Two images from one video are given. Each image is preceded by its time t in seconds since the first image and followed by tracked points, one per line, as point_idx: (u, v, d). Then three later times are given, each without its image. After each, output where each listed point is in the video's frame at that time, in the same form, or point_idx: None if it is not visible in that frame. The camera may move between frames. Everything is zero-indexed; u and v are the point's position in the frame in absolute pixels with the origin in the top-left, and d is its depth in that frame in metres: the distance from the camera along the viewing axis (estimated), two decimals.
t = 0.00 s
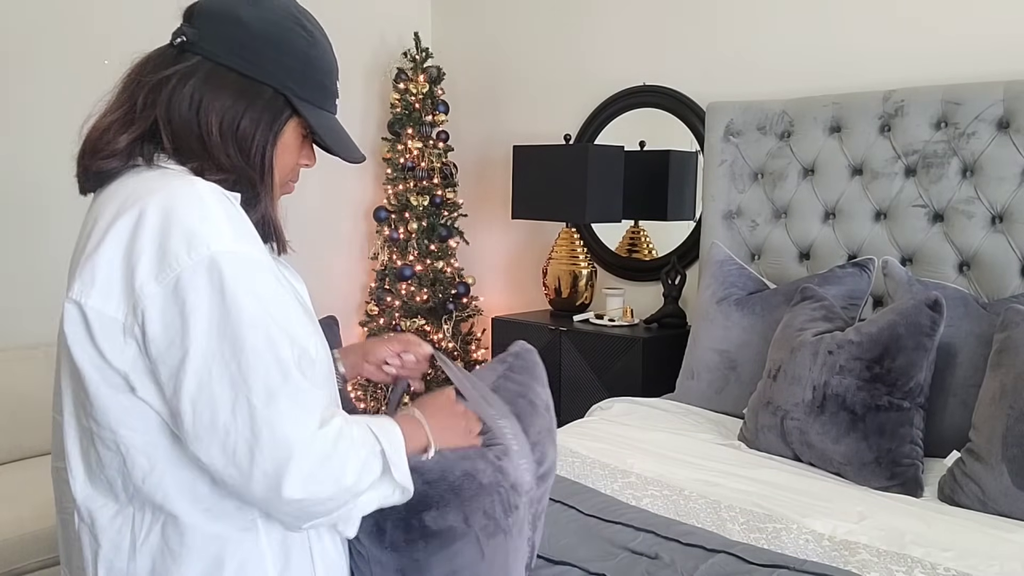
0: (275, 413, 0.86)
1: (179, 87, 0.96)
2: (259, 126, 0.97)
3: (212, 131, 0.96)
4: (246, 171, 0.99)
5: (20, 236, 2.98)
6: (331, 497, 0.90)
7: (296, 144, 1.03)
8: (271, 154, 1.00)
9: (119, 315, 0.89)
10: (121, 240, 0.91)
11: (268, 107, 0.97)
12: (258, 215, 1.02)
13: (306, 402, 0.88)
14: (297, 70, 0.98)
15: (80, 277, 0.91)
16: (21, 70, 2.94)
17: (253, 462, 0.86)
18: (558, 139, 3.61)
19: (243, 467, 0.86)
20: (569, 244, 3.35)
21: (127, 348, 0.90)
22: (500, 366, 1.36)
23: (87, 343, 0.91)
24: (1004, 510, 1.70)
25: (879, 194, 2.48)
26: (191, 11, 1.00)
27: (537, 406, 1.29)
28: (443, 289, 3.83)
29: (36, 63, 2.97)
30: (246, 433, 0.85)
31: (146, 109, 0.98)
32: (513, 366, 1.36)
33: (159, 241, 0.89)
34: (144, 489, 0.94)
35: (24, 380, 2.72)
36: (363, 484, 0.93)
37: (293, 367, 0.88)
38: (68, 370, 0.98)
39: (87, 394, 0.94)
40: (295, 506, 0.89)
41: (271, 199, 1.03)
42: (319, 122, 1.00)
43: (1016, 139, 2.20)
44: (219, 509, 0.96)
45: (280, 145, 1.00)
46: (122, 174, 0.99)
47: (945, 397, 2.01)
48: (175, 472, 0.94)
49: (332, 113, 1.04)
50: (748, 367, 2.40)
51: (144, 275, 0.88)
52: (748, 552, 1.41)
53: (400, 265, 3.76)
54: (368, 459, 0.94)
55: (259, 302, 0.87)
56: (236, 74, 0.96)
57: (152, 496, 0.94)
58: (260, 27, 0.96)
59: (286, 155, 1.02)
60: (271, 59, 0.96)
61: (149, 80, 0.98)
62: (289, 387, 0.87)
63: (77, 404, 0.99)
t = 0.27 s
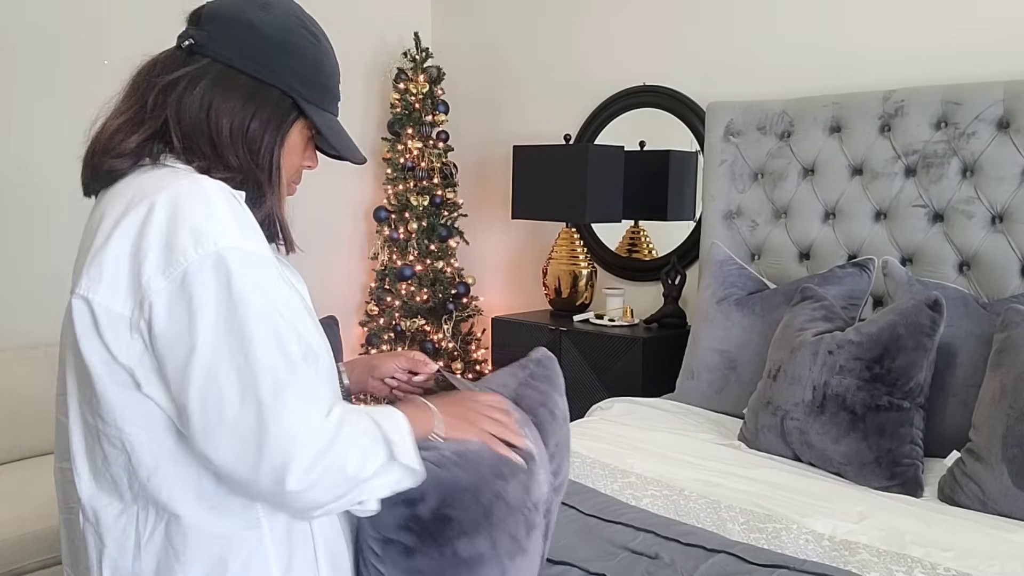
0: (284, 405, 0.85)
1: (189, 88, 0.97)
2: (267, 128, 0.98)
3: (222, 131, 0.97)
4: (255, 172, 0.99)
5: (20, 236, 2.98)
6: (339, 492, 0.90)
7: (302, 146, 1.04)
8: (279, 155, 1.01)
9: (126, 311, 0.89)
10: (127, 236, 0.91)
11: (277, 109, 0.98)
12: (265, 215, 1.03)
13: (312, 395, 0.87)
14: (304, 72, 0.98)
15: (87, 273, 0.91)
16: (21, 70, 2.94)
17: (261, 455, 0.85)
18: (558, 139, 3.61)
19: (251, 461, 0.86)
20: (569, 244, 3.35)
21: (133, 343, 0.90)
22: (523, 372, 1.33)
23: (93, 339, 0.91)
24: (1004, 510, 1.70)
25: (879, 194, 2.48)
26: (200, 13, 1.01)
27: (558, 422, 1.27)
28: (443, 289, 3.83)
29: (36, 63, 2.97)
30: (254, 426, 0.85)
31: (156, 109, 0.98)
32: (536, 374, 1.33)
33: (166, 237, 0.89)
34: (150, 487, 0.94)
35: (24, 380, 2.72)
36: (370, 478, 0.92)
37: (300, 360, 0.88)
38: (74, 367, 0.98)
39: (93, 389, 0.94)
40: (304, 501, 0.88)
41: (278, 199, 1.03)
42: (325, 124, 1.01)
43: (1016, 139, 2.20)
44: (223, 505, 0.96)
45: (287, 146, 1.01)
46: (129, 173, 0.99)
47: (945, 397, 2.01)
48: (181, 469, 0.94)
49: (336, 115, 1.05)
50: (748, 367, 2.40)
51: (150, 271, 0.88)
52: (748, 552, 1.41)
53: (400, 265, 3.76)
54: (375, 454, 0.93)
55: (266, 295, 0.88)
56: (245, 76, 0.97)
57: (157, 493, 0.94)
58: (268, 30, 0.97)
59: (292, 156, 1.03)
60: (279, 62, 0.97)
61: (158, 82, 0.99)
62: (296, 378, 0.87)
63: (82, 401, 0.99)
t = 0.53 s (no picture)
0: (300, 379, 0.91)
1: (180, 88, 0.97)
2: (258, 127, 0.99)
3: (215, 129, 0.98)
4: (247, 169, 1.00)
5: (19, 235, 2.98)
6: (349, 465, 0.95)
7: (295, 143, 1.04)
8: (272, 153, 1.01)
9: (132, 298, 0.91)
10: (132, 227, 0.93)
11: (268, 108, 0.99)
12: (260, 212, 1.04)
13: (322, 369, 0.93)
14: (296, 70, 0.99)
15: (92, 262, 0.93)
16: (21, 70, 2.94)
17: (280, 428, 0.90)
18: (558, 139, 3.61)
19: (270, 435, 0.90)
20: (569, 244, 3.35)
21: (138, 331, 0.91)
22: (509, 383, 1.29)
23: (96, 326, 0.92)
24: (1004, 510, 1.70)
25: (879, 194, 2.48)
26: (190, 13, 1.01)
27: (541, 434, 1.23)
28: (443, 289, 3.83)
29: (36, 63, 2.97)
30: (272, 399, 0.90)
31: (148, 109, 0.99)
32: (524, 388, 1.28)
33: (174, 226, 0.91)
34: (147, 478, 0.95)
35: (24, 380, 2.71)
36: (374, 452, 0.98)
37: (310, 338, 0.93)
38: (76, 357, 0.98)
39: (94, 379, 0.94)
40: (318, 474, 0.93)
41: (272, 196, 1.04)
42: (317, 120, 1.02)
43: (1016, 139, 2.20)
44: (223, 495, 0.97)
45: (279, 144, 1.02)
46: (122, 172, 0.99)
47: (945, 397, 2.01)
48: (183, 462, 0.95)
49: (328, 112, 1.05)
50: (748, 367, 2.40)
51: (159, 258, 0.91)
52: (748, 552, 1.41)
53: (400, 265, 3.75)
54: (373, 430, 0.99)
55: (275, 276, 0.92)
56: (236, 75, 0.98)
57: (157, 485, 0.95)
58: (260, 29, 0.97)
59: (285, 154, 1.04)
60: (270, 60, 0.98)
61: (150, 82, 0.99)
62: (309, 354, 0.92)
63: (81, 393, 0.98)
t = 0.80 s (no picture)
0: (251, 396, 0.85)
1: (181, 85, 0.97)
2: (258, 124, 0.98)
3: (214, 127, 0.97)
4: (246, 166, 1.00)
5: (20, 236, 2.98)
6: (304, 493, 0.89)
7: (297, 141, 1.04)
8: (273, 151, 1.01)
9: (105, 300, 0.89)
10: (111, 227, 0.91)
11: (269, 105, 0.98)
12: (261, 209, 1.03)
13: (280, 388, 0.87)
14: (298, 68, 0.99)
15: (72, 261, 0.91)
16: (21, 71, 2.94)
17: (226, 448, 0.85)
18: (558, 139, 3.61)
19: (216, 454, 0.85)
20: (569, 244, 3.35)
21: (111, 335, 0.89)
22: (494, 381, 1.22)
23: (69, 325, 0.91)
24: (1004, 510, 1.70)
25: (879, 194, 2.48)
26: (191, 12, 1.01)
27: (516, 424, 1.16)
28: (443, 289, 3.83)
29: (36, 63, 2.97)
30: (220, 416, 0.85)
31: (149, 106, 0.99)
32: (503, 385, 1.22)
33: (147, 229, 0.89)
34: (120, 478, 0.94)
35: (25, 380, 2.71)
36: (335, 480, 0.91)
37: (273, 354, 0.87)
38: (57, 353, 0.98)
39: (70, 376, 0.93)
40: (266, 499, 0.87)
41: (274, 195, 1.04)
42: (319, 117, 1.01)
43: (1016, 139, 2.20)
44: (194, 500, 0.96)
45: (281, 141, 1.02)
46: (120, 169, 0.99)
47: (945, 397, 2.01)
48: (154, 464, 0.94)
49: (331, 109, 1.05)
50: (748, 367, 2.41)
51: (129, 260, 0.88)
52: (748, 552, 1.41)
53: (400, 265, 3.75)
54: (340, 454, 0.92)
55: (241, 289, 0.88)
56: (237, 72, 0.97)
57: (129, 486, 0.94)
58: (261, 26, 0.97)
59: (287, 152, 1.04)
60: (271, 58, 0.97)
61: (152, 81, 0.99)
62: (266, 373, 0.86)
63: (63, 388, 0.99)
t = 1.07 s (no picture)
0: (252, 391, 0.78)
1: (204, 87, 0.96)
2: (280, 125, 0.97)
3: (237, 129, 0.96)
4: (265, 166, 0.98)
5: (19, 236, 2.98)
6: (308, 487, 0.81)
7: (316, 143, 1.03)
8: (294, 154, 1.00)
9: (116, 292, 0.86)
10: (126, 223, 0.87)
11: (290, 108, 0.97)
12: (278, 209, 1.02)
13: (280, 379, 0.79)
14: (318, 72, 0.97)
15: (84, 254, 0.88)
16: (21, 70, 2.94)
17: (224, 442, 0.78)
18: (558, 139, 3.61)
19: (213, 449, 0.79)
20: (569, 244, 3.35)
21: (120, 331, 0.87)
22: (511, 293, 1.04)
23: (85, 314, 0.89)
24: (1004, 510, 1.70)
25: (879, 194, 2.48)
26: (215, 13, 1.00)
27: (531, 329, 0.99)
28: (443, 289, 3.83)
29: (36, 64, 2.97)
30: (215, 410, 0.78)
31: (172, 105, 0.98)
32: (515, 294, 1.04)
33: (161, 222, 0.84)
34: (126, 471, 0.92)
35: (25, 380, 2.71)
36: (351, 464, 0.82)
37: (283, 350, 0.80)
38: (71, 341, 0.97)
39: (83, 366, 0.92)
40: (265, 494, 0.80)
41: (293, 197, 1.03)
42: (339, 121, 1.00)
43: (1016, 139, 2.21)
44: (197, 504, 0.92)
45: (301, 144, 1.00)
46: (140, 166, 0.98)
47: (945, 397, 2.01)
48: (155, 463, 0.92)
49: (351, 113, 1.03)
50: (748, 366, 2.40)
51: (140, 253, 0.84)
52: (748, 551, 1.41)
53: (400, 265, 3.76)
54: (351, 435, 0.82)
55: (250, 284, 0.81)
56: (259, 75, 0.96)
57: (128, 479, 0.92)
58: (283, 29, 0.95)
59: (306, 153, 1.03)
60: (291, 61, 0.96)
61: (175, 81, 0.98)
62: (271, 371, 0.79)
63: (75, 376, 0.98)
